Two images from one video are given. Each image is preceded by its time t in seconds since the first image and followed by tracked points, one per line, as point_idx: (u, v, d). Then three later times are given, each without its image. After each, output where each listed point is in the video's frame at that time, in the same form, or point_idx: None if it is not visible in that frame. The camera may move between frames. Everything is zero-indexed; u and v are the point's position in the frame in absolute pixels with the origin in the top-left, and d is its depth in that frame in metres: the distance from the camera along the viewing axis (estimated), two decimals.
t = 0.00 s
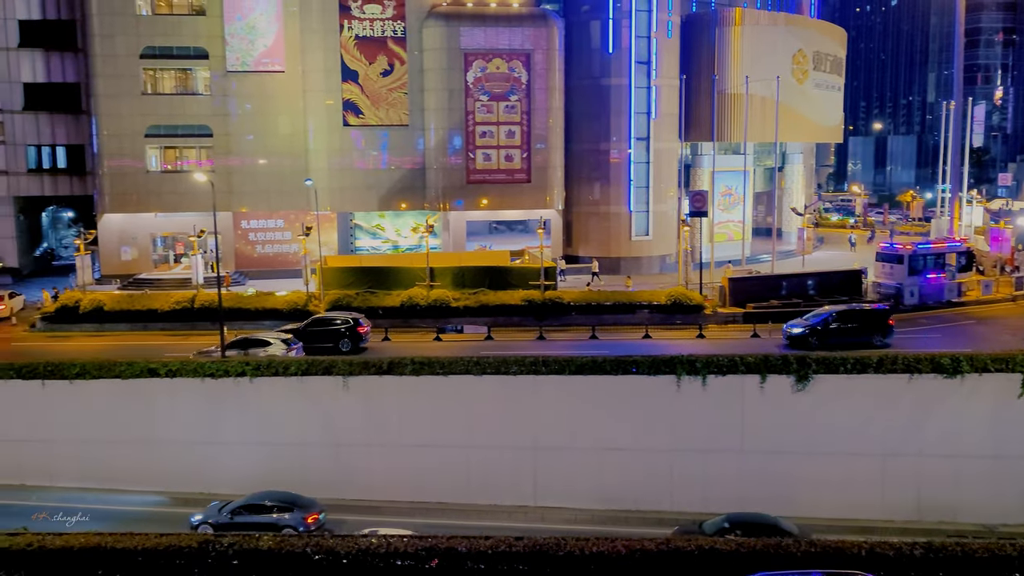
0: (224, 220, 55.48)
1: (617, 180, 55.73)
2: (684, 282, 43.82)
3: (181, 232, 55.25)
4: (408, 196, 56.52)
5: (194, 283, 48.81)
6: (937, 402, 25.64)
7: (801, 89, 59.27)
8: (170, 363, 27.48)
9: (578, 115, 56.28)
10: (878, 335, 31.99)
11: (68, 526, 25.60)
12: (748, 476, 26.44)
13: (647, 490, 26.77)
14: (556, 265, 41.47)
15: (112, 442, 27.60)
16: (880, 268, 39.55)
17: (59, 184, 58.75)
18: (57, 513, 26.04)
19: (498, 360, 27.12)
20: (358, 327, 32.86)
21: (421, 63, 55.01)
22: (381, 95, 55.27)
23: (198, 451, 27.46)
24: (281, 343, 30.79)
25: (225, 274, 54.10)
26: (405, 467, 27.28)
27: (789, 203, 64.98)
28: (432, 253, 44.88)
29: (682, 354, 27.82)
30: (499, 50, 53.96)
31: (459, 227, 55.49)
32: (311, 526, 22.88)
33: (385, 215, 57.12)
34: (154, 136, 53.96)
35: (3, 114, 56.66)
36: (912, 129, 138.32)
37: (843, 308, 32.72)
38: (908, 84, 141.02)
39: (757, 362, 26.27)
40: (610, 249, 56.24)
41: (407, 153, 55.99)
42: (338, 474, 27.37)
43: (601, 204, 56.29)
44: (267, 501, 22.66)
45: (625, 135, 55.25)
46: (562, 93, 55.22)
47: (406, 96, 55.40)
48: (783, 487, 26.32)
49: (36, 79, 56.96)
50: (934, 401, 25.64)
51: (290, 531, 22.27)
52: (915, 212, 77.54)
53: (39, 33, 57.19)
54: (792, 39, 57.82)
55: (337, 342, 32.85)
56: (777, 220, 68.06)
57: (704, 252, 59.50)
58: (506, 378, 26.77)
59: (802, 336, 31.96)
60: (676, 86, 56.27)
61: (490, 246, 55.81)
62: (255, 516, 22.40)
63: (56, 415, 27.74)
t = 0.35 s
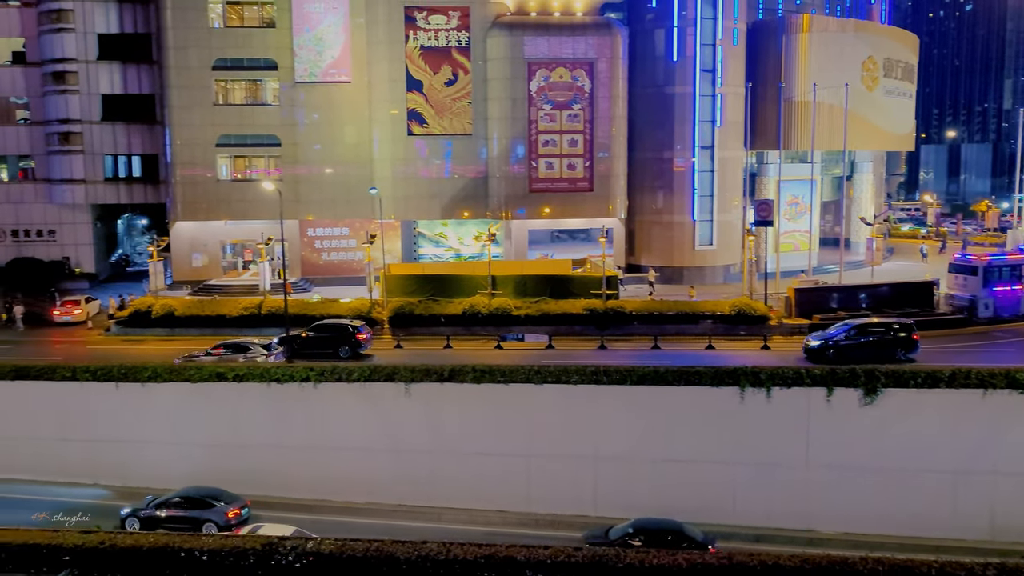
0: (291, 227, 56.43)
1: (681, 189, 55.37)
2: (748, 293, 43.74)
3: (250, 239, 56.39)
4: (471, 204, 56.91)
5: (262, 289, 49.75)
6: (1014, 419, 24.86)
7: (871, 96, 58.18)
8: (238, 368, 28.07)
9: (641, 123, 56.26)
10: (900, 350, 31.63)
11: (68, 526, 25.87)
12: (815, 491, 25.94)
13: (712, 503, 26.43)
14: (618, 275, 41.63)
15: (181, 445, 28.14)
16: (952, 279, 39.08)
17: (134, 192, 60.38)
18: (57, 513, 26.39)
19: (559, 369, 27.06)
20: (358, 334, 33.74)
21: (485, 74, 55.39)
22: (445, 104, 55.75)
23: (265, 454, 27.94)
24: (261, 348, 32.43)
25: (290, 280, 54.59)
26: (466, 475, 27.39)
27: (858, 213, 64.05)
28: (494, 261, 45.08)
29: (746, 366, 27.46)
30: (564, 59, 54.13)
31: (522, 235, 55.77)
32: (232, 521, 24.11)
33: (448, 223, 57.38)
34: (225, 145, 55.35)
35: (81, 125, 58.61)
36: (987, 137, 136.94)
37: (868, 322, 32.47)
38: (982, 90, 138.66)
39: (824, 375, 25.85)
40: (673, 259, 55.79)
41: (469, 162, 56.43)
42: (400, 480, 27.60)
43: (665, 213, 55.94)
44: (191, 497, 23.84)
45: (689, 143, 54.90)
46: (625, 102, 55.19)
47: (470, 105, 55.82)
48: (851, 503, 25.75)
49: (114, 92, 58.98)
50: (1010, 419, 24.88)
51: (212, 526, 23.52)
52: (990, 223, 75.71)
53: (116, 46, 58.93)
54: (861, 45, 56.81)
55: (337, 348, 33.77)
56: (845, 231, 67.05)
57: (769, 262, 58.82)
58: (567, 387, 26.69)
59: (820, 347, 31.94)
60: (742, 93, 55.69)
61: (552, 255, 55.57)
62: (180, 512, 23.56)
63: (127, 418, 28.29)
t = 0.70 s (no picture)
0: (360, 234, 57.50)
1: (750, 199, 54.57)
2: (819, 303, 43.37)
3: (320, 246, 57.54)
4: (538, 213, 57.11)
5: (330, 296, 50.53)
6: None
7: (948, 103, 56.68)
8: (307, 373, 28.53)
9: (710, 131, 55.76)
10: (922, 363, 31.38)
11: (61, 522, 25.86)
12: (888, 509, 25.25)
13: (779, 518, 25.94)
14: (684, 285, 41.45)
15: (251, 447, 28.73)
16: None
17: (210, 200, 61.81)
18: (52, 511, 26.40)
19: (625, 379, 26.88)
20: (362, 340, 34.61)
21: (553, 82, 55.47)
22: (513, 113, 56.13)
23: (333, 458, 28.31)
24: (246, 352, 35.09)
25: (359, 286, 55.67)
26: (530, 483, 27.37)
27: (935, 222, 62.55)
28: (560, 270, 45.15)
29: (816, 378, 26.98)
30: (632, 67, 53.98)
31: (587, 244, 55.69)
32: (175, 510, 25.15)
33: (514, 231, 57.82)
34: (297, 154, 56.48)
35: (161, 134, 60.42)
36: None
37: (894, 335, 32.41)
38: None
39: (898, 389, 25.17)
40: (741, 269, 55.23)
41: (536, 170, 56.60)
42: (463, 487, 27.72)
43: (733, 222, 55.34)
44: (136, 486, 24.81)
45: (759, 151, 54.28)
46: (693, 110, 54.87)
47: (537, 114, 56.00)
48: (926, 522, 25.00)
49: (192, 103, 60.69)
50: None
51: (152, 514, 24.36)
52: None
53: (195, 58, 60.59)
54: (938, 50, 55.43)
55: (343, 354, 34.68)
56: (920, 241, 65.48)
57: (840, 273, 57.74)
58: (632, 398, 26.51)
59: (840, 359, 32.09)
60: (813, 101, 54.91)
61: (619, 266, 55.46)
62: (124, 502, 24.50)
63: (201, 420, 28.98)
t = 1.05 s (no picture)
0: (432, 242, 58.03)
1: (827, 208, 53.67)
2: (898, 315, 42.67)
3: (393, 253, 58.46)
4: (608, 221, 57.01)
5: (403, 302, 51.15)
6: None
7: None
8: (379, 378, 28.89)
9: (787, 139, 54.98)
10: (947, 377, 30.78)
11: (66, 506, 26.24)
12: (970, 529, 24.45)
13: (854, 534, 25.32)
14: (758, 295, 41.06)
15: (323, 450, 29.23)
16: None
17: (287, 208, 63.07)
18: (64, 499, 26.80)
19: (696, 390, 26.58)
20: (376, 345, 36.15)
21: (625, 90, 55.34)
22: (585, 121, 56.06)
23: (403, 463, 28.59)
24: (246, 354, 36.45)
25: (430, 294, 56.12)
26: (598, 493, 27.24)
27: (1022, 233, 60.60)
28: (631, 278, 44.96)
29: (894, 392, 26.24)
30: (706, 75, 53.48)
31: (659, 252, 55.75)
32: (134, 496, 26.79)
33: (585, 239, 57.81)
34: (372, 163, 57.42)
35: (241, 143, 62.07)
36: None
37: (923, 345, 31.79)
38: None
39: (982, 405, 24.36)
40: (817, 279, 54.16)
41: (608, 178, 56.52)
42: (531, 495, 27.73)
43: (810, 232, 54.44)
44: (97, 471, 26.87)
45: (837, 160, 53.33)
46: (769, 117, 54.20)
47: (609, 122, 55.91)
48: (1010, 543, 24.13)
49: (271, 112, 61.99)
50: None
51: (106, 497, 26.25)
52: None
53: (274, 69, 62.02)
54: None
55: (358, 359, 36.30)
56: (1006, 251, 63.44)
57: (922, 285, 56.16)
58: (704, 409, 26.21)
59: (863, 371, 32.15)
60: (894, 108, 53.72)
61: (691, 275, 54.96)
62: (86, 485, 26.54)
63: (276, 422, 29.61)
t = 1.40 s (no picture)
0: (506, 248, 58.35)
1: (912, 215, 52.37)
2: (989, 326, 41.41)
3: (468, 258, 58.91)
4: (685, 227, 56.43)
5: (477, 307, 51.54)
6: None
7: None
8: (452, 383, 29.10)
9: (871, 144, 53.85)
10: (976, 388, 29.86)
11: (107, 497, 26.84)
12: None
13: (940, 552, 24.54)
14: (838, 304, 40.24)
15: (396, 453, 29.58)
16: None
17: (365, 213, 64.23)
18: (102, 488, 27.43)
19: (774, 400, 26.11)
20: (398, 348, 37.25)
21: (703, 96, 54.84)
22: (661, 127, 55.68)
23: (476, 468, 28.75)
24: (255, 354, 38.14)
25: (505, 299, 56.41)
26: (671, 503, 26.97)
27: None
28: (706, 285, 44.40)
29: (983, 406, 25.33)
30: (786, 79, 52.65)
31: (737, 259, 54.78)
32: (113, 478, 28.86)
33: (660, 246, 57.41)
34: (447, 169, 57.95)
35: (321, 150, 63.34)
36: None
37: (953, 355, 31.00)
38: None
39: None
40: (902, 288, 52.84)
41: (684, 185, 56.00)
42: (604, 503, 27.60)
43: (894, 239, 53.19)
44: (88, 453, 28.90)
45: (923, 165, 51.97)
46: (852, 122, 53.13)
47: (686, 127, 55.38)
48: None
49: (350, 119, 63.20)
50: None
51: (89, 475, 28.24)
52: None
53: (353, 77, 63.12)
54: None
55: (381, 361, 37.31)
56: None
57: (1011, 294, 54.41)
58: (781, 420, 25.74)
59: (888, 380, 31.68)
60: (983, 111, 52.06)
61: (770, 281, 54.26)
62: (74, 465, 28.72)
63: (351, 424, 30.09)
